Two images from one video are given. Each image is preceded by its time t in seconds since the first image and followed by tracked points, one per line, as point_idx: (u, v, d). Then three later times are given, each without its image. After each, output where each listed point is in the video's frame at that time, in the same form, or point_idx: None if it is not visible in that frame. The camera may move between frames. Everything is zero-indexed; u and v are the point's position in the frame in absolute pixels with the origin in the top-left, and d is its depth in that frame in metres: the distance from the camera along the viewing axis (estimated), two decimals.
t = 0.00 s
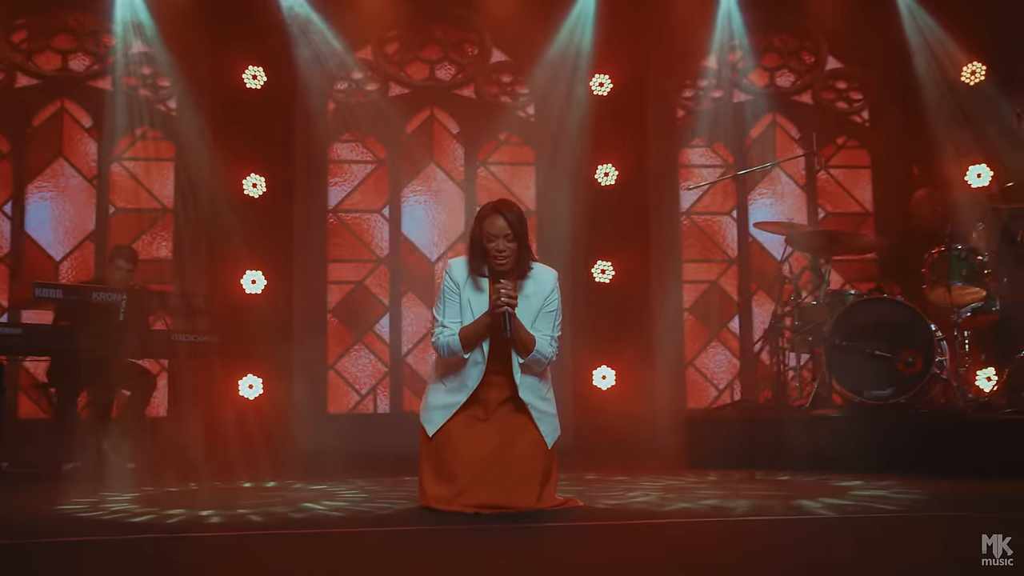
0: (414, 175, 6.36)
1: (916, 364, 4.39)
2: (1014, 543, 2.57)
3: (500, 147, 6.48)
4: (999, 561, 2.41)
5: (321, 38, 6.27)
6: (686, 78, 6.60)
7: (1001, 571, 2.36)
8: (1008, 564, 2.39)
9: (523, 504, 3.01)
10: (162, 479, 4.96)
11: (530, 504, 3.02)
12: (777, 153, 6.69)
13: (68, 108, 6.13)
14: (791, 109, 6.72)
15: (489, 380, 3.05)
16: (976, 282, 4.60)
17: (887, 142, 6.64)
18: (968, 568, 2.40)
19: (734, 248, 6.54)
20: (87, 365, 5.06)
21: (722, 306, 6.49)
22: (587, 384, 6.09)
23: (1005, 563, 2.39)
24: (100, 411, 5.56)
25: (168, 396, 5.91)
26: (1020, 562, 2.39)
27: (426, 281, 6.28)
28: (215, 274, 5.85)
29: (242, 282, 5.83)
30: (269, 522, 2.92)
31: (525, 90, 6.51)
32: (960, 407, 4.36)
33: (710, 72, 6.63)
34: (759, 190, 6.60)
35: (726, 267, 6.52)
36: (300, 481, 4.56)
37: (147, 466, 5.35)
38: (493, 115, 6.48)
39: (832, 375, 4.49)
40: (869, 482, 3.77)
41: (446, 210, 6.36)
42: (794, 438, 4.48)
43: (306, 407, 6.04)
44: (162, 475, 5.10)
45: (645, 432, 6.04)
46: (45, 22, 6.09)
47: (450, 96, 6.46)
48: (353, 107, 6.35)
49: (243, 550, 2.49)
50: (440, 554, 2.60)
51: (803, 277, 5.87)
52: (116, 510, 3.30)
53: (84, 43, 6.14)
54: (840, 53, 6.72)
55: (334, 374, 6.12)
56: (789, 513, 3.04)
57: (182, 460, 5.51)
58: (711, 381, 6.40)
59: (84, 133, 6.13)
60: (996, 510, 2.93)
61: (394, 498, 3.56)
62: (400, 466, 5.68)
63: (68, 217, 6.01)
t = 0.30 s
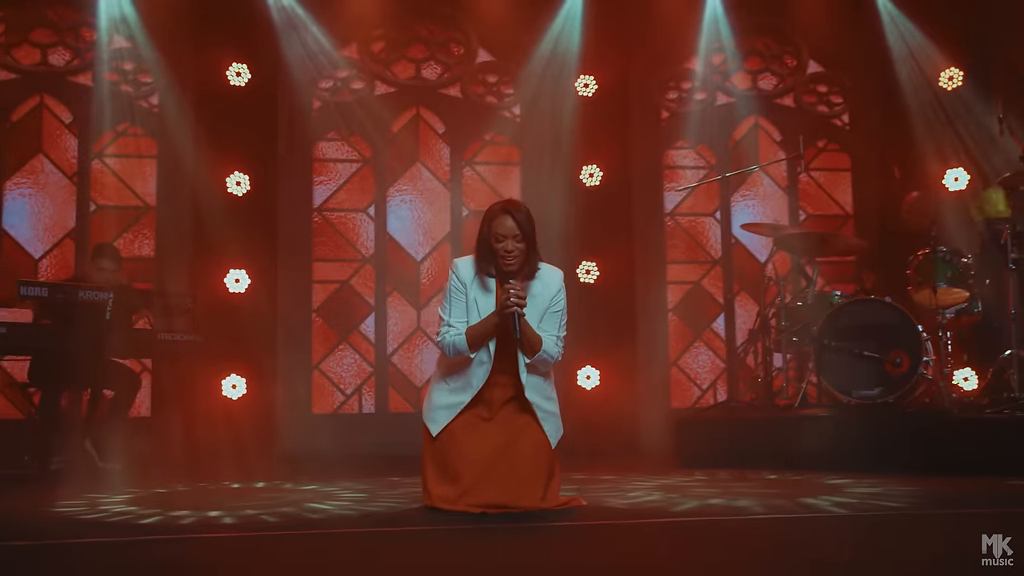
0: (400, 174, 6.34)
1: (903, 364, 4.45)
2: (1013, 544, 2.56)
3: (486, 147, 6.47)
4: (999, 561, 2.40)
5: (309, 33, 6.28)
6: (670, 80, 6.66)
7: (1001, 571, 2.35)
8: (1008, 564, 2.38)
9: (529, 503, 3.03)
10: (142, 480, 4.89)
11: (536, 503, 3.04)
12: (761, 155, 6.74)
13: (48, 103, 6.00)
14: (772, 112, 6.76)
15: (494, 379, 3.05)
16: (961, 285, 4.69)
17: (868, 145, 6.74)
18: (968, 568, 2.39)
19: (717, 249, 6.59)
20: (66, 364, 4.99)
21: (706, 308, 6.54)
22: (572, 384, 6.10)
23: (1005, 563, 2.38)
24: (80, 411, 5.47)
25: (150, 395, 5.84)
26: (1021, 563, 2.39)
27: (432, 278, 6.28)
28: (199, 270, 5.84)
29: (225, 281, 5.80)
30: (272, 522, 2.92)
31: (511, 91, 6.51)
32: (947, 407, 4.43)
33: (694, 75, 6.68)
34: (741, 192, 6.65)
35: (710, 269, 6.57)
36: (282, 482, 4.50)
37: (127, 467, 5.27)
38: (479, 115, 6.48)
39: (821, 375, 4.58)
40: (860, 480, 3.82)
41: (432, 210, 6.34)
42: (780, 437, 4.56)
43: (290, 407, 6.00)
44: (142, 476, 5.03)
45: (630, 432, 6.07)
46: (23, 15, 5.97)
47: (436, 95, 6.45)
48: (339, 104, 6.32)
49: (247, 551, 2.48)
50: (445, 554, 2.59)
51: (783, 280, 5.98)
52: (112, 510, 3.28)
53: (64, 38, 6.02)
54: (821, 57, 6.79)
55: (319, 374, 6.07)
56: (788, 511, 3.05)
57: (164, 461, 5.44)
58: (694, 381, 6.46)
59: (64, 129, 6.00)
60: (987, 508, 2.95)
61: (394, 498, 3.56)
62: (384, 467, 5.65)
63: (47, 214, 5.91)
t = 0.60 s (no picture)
0: (386, 172, 6.32)
1: (891, 364, 4.51)
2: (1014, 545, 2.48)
3: (473, 146, 6.47)
4: (999, 561, 2.34)
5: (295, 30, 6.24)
6: (654, 81, 6.68)
7: (1001, 571, 2.28)
8: (1008, 564, 2.31)
9: (533, 501, 3.07)
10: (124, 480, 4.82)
11: (540, 501, 3.08)
12: (743, 157, 6.74)
13: (28, 99, 5.89)
14: (754, 114, 6.79)
15: (499, 377, 3.08)
16: (948, 286, 4.79)
17: (848, 149, 6.77)
18: (969, 568, 2.32)
19: (702, 250, 6.64)
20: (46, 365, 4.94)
21: (690, 309, 6.58)
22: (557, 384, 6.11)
23: (1006, 563, 2.31)
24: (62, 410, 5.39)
25: (133, 395, 5.78)
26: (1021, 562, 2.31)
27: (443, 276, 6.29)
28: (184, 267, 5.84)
29: (210, 280, 5.74)
30: (278, 522, 2.93)
31: (497, 90, 6.52)
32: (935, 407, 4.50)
33: (679, 76, 6.70)
34: (725, 193, 6.69)
35: (694, 269, 6.62)
36: (269, 483, 4.45)
37: (108, 468, 5.19)
38: (465, 114, 6.47)
39: (809, 375, 4.62)
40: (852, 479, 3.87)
41: (419, 208, 6.32)
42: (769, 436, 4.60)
43: (274, 407, 5.96)
44: (123, 476, 4.95)
45: (616, 432, 6.10)
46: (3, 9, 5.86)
47: (423, 94, 6.44)
48: (325, 103, 6.29)
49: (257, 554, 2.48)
50: (453, 552, 2.60)
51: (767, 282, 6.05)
52: (109, 511, 3.25)
53: (45, 32, 5.92)
54: (803, 61, 6.84)
55: (304, 374, 6.04)
56: (788, 509, 3.06)
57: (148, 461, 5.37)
58: (678, 381, 6.50)
59: (45, 125, 5.91)
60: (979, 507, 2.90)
61: (394, 498, 3.56)
62: (370, 467, 5.61)
63: (27, 211, 5.81)
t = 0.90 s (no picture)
0: (372, 173, 6.31)
1: (876, 364, 4.61)
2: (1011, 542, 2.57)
3: (458, 147, 6.47)
4: (999, 561, 2.39)
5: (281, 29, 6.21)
6: (637, 84, 6.70)
7: (1001, 571, 2.34)
8: (1008, 564, 2.37)
9: (536, 501, 3.09)
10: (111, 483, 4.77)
11: (542, 502, 3.10)
12: (724, 161, 6.80)
13: (7, 96, 5.77)
14: (736, 117, 6.84)
15: (502, 378, 3.12)
16: (930, 288, 4.88)
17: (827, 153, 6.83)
18: (968, 568, 2.38)
19: (684, 251, 6.70)
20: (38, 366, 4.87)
21: (673, 311, 6.64)
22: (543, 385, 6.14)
23: (1005, 563, 2.37)
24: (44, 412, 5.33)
25: (116, 396, 5.71)
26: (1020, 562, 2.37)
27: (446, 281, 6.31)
28: (167, 268, 5.83)
29: (194, 280, 5.74)
30: (282, 524, 2.90)
31: (482, 92, 6.53)
32: (919, 407, 4.58)
33: (663, 79, 6.73)
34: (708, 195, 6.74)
35: (677, 270, 6.68)
36: (260, 485, 4.43)
37: (92, 470, 5.12)
38: (451, 115, 6.47)
39: (797, 376, 4.67)
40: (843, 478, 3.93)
41: (404, 209, 6.32)
42: (755, 437, 4.68)
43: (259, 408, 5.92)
44: (108, 479, 4.89)
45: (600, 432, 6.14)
46: None
47: (408, 95, 6.43)
48: (310, 102, 6.26)
49: (271, 557, 2.47)
50: (464, 549, 2.63)
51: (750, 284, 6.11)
52: (105, 513, 3.22)
53: (24, 28, 5.80)
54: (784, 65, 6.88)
55: (289, 375, 6.00)
56: (784, 509, 3.09)
57: (132, 463, 5.32)
58: (661, 381, 6.56)
59: (26, 122, 5.80)
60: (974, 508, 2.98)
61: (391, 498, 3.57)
62: (357, 468, 5.60)
63: (7, 210, 5.71)
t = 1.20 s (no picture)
0: (358, 174, 6.30)
1: (862, 366, 4.68)
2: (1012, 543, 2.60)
3: (444, 149, 6.48)
4: (1000, 561, 2.42)
5: (267, 29, 6.19)
6: (622, 87, 6.76)
7: (1001, 571, 2.37)
8: (1008, 564, 2.40)
9: (539, 502, 3.11)
10: (96, 484, 4.74)
11: (545, 502, 3.12)
12: (707, 165, 6.87)
13: None
14: (719, 121, 6.90)
15: (503, 380, 3.15)
16: (912, 291, 4.96)
17: (806, 158, 6.95)
18: (968, 569, 2.41)
19: (668, 253, 6.75)
20: (30, 361, 4.76)
21: (657, 313, 6.69)
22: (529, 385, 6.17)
23: (1005, 563, 2.40)
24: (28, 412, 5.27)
25: (99, 397, 5.66)
26: (1020, 562, 2.40)
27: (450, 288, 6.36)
28: (150, 268, 5.72)
29: (179, 280, 5.67)
30: (286, 525, 2.90)
31: (469, 93, 6.54)
32: (903, 407, 4.67)
33: (647, 83, 6.79)
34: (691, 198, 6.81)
35: (660, 273, 6.73)
36: (251, 486, 4.42)
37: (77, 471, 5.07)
38: (437, 116, 6.48)
39: (784, 377, 4.75)
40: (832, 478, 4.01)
41: (391, 211, 6.31)
42: (744, 438, 4.75)
43: (245, 408, 5.91)
44: (95, 481, 4.84)
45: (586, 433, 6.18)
46: None
47: (395, 96, 6.43)
48: (297, 103, 6.25)
49: (280, 557, 2.47)
50: (472, 547, 2.66)
51: (733, 286, 6.18)
52: (104, 515, 3.20)
53: (6, 25, 5.74)
54: (765, 69, 6.96)
55: (275, 375, 6.00)
56: (779, 509, 3.11)
57: (118, 464, 5.28)
58: (645, 382, 6.61)
59: (7, 120, 5.73)
60: (966, 507, 3.03)
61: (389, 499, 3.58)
62: (343, 469, 5.60)
63: None
